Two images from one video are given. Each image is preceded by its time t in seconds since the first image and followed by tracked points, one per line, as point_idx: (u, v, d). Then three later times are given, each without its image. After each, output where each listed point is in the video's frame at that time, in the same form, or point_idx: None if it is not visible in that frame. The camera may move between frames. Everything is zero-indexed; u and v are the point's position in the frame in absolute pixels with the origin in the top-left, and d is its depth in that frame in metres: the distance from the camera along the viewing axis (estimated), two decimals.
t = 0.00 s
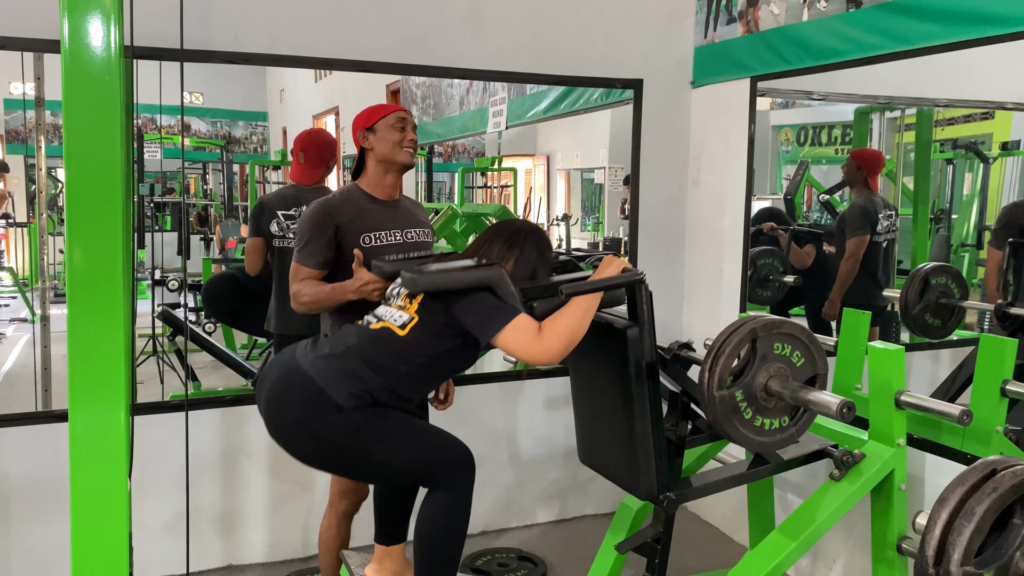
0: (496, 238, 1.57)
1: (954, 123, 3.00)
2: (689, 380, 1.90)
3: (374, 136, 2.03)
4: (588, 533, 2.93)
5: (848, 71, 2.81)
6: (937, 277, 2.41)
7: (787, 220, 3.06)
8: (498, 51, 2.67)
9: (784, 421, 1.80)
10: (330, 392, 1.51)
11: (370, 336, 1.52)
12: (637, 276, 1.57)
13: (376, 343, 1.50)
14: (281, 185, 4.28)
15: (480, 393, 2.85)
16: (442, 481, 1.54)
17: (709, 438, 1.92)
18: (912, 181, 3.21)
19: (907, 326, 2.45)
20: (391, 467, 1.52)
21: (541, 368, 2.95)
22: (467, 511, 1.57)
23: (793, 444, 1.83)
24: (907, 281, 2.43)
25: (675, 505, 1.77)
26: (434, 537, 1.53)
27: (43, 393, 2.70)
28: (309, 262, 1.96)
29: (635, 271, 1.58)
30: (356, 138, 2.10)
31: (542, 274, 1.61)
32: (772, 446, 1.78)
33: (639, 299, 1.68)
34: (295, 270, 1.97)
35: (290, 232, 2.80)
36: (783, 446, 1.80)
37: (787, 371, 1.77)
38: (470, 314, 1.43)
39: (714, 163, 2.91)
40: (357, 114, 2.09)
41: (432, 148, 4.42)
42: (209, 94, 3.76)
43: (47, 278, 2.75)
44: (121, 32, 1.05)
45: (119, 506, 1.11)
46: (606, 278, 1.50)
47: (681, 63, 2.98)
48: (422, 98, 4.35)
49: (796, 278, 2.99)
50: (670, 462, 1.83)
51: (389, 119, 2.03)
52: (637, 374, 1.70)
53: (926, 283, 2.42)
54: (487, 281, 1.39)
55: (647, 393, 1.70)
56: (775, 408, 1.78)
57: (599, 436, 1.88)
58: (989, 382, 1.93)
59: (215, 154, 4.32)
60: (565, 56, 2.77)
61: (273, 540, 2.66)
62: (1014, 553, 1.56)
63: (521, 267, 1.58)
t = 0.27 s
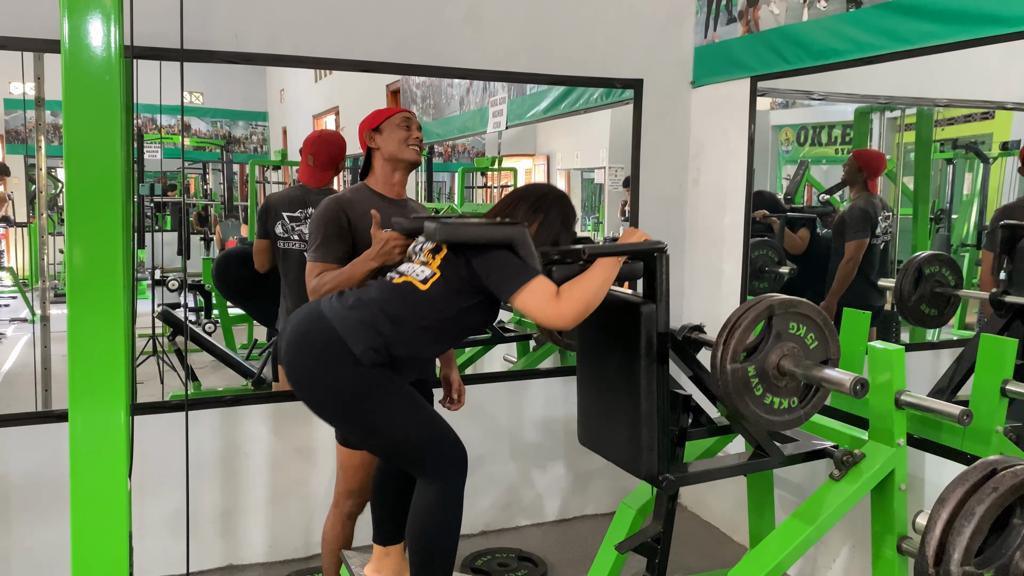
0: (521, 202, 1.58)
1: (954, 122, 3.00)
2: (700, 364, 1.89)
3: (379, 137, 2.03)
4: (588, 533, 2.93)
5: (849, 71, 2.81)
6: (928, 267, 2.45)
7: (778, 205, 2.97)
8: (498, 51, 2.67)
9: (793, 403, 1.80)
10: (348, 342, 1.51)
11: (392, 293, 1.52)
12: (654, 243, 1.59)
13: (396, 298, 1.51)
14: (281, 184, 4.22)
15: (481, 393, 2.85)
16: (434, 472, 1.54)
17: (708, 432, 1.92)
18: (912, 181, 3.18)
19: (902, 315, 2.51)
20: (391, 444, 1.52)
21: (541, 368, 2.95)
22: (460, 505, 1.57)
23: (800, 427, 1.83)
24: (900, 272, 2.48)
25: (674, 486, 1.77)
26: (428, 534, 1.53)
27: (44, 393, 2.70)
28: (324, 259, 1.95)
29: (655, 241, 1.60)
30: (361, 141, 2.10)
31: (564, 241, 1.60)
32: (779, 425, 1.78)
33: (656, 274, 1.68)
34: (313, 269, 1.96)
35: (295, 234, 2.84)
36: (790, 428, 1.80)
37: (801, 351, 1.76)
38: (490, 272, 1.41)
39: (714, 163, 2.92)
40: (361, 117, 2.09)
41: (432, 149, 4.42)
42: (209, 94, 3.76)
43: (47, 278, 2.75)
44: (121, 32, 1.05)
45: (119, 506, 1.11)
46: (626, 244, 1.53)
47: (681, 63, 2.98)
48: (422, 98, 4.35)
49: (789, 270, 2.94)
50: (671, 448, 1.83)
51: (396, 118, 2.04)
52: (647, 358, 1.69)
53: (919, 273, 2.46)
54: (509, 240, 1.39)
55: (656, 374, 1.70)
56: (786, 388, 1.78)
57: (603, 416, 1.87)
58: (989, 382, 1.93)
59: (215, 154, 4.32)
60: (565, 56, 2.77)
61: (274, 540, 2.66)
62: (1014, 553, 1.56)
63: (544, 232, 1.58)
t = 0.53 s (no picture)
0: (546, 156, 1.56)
1: (954, 122, 3.02)
2: (709, 348, 1.88)
3: (387, 138, 2.03)
4: (588, 533, 2.93)
5: (848, 71, 2.81)
6: (920, 258, 2.50)
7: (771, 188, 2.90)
8: (498, 51, 2.67)
9: (804, 382, 1.81)
10: (376, 307, 1.53)
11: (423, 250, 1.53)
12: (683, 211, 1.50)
13: (422, 259, 1.52)
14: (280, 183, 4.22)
15: (481, 393, 2.85)
16: (433, 467, 1.55)
17: (709, 426, 1.93)
18: (912, 181, 3.15)
19: (897, 306, 2.56)
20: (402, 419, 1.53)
21: (541, 368, 2.95)
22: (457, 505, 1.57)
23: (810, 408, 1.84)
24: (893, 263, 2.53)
25: (674, 466, 1.76)
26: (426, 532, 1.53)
27: (43, 393, 2.70)
28: (348, 249, 1.93)
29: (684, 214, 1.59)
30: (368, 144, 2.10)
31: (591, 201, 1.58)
32: (789, 403, 1.78)
33: (675, 252, 1.67)
34: (338, 260, 1.92)
35: (297, 236, 2.79)
36: (800, 407, 1.80)
37: (816, 330, 1.77)
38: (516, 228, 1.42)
39: (714, 163, 2.92)
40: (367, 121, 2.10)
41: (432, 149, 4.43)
42: (209, 94, 3.76)
43: (48, 278, 2.76)
44: (121, 33, 1.05)
45: (119, 506, 1.11)
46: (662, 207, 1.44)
47: (681, 63, 2.98)
48: (422, 98, 4.35)
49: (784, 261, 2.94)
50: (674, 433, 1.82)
51: (402, 119, 2.04)
52: (659, 340, 1.69)
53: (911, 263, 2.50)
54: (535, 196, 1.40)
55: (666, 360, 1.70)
56: (800, 366, 1.79)
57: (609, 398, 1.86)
58: (989, 382, 1.93)
59: (215, 154, 4.32)
60: (564, 56, 2.77)
61: (274, 540, 2.66)
62: (1014, 553, 1.56)
63: (570, 185, 1.56)
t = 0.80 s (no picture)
0: (572, 123, 1.58)
1: (954, 122, 3.02)
2: (720, 332, 1.86)
3: (393, 139, 2.02)
4: (588, 533, 2.93)
5: (848, 71, 2.81)
6: (913, 249, 2.51)
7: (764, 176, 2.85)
8: (498, 51, 2.67)
9: (815, 366, 1.82)
10: (414, 289, 1.54)
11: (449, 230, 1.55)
12: (710, 187, 1.61)
13: (455, 236, 1.54)
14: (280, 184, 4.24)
15: (481, 393, 2.85)
16: (442, 461, 1.54)
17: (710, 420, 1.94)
18: (912, 181, 3.17)
19: (894, 301, 2.60)
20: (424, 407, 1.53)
21: (541, 368, 2.96)
22: (460, 506, 1.57)
23: (820, 393, 1.84)
24: (885, 257, 2.55)
25: (677, 447, 1.76)
26: (428, 533, 1.53)
27: (43, 393, 2.70)
28: (356, 251, 1.93)
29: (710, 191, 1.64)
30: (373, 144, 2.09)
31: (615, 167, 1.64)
32: (800, 385, 1.79)
33: (696, 234, 1.68)
34: (347, 261, 1.92)
35: (300, 235, 2.88)
36: (810, 389, 1.81)
37: (831, 314, 1.78)
38: (540, 191, 1.45)
39: (714, 163, 2.92)
40: (371, 121, 2.08)
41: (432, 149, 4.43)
42: (209, 94, 3.76)
43: (47, 278, 2.76)
44: (121, 32, 1.05)
45: (119, 506, 1.11)
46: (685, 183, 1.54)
47: (681, 63, 2.98)
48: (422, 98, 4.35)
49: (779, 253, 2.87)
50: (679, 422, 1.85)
51: (407, 121, 2.03)
52: (671, 321, 1.71)
53: (903, 256, 2.53)
54: (563, 160, 1.45)
55: (677, 342, 1.71)
56: (813, 349, 1.80)
57: (613, 384, 1.86)
58: (989, 381, 1.93)
59: (215, 154, 4.32)
60: (564, 56, 2.77)
61: (273, 540, 2.66)
62: (1014, 553, 1.56)
63: (595, 152, 1.61)
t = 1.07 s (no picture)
0: (585, 99, 1.60)
1: (954, 122, 3.04)
2: (727, 324, 1.83)
3: (395, 138, 2.01)
4: (588, 533, 2.93)
5: (848, 71, 2.81)
6: (906, 245, 2.52)
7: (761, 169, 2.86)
8: (498, 51, 2.67)
9: (822, 356, 1.83)
10: (450, 285, 1.56)
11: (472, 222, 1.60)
12: (727, 173, 1.59)
13: (477, 230, 1.58)
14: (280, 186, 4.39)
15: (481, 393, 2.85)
16: (451, 460, 1.55)
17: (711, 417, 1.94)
18: (912, 181, 3.15)
19: (890, 297, 2.59)
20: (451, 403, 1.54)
21: (541, 368, 2.96)
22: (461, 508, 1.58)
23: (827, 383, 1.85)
24: (880, 253, 2.56)
25: (680, 435, 1.76)
26: (431, 534, 1.54)
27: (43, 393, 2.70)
28: (355, 254, 1.93)
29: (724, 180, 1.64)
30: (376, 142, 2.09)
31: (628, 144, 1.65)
32: (808, 374, 1.79)
33: (710, 223, 1.71)
34: (348, 264, 1.92)
35: (301, 236, 2.89)
36: (818, 379, 1.81)
37: (840, 305, 1.78)
38: (558, 172, 1.46)
39: (714, 163, 2.92)
40: (374, 118, 2.07)
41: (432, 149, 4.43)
42: (209, 94, 3.75)
43: (47, 278, 2.76)
44: (121, 33, 1.05)
45: (118, 507, 1.11)
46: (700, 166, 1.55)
47: (681, 63, 2.98)
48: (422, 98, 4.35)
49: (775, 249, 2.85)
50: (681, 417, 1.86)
51: (408, 121, 2.02)
52: (679, 313, 1.72)
53: (897, 253, 2.53)
54: (581, 141, 1.47)
55: (684, 332, 1.72)
56: (821, 339, 1.80)
57: (614, 376, 1.85)
58: (989, 381, 1.93)
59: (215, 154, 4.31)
60: (564, 56, 2.77)
61: (273, 540, 2.66)
62: (1014, 553, 1.56)
63: (610, 129, 1.61)
